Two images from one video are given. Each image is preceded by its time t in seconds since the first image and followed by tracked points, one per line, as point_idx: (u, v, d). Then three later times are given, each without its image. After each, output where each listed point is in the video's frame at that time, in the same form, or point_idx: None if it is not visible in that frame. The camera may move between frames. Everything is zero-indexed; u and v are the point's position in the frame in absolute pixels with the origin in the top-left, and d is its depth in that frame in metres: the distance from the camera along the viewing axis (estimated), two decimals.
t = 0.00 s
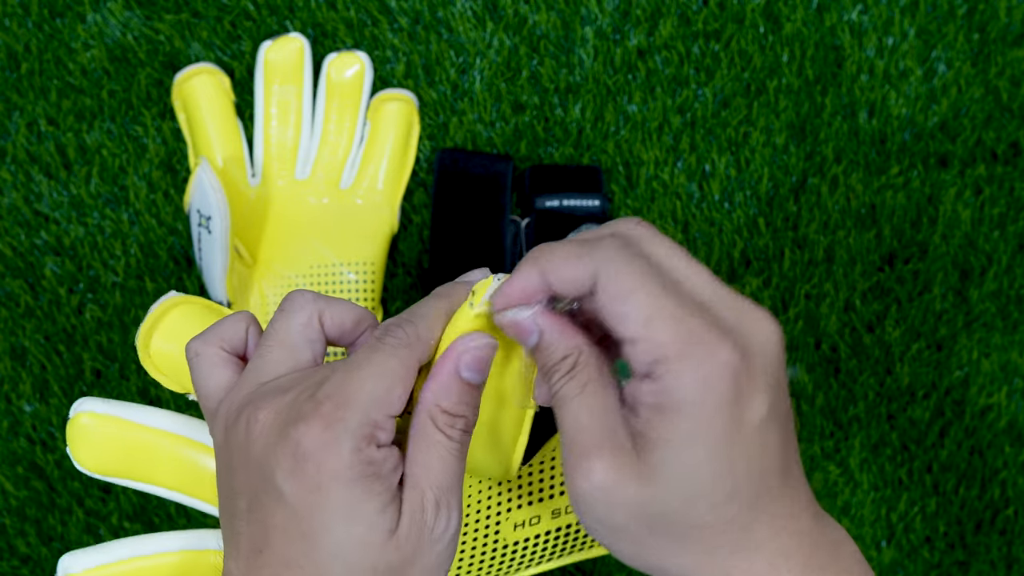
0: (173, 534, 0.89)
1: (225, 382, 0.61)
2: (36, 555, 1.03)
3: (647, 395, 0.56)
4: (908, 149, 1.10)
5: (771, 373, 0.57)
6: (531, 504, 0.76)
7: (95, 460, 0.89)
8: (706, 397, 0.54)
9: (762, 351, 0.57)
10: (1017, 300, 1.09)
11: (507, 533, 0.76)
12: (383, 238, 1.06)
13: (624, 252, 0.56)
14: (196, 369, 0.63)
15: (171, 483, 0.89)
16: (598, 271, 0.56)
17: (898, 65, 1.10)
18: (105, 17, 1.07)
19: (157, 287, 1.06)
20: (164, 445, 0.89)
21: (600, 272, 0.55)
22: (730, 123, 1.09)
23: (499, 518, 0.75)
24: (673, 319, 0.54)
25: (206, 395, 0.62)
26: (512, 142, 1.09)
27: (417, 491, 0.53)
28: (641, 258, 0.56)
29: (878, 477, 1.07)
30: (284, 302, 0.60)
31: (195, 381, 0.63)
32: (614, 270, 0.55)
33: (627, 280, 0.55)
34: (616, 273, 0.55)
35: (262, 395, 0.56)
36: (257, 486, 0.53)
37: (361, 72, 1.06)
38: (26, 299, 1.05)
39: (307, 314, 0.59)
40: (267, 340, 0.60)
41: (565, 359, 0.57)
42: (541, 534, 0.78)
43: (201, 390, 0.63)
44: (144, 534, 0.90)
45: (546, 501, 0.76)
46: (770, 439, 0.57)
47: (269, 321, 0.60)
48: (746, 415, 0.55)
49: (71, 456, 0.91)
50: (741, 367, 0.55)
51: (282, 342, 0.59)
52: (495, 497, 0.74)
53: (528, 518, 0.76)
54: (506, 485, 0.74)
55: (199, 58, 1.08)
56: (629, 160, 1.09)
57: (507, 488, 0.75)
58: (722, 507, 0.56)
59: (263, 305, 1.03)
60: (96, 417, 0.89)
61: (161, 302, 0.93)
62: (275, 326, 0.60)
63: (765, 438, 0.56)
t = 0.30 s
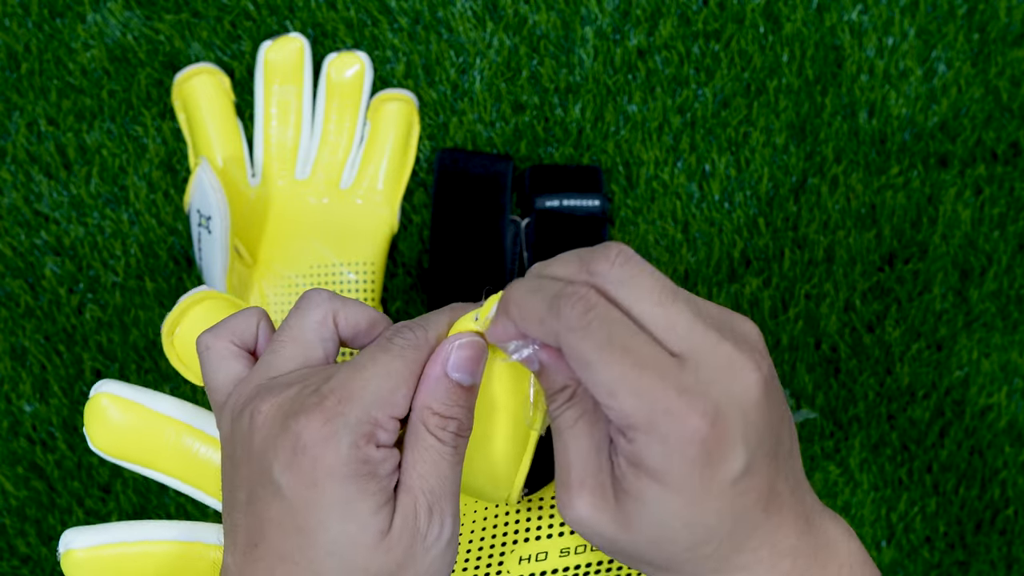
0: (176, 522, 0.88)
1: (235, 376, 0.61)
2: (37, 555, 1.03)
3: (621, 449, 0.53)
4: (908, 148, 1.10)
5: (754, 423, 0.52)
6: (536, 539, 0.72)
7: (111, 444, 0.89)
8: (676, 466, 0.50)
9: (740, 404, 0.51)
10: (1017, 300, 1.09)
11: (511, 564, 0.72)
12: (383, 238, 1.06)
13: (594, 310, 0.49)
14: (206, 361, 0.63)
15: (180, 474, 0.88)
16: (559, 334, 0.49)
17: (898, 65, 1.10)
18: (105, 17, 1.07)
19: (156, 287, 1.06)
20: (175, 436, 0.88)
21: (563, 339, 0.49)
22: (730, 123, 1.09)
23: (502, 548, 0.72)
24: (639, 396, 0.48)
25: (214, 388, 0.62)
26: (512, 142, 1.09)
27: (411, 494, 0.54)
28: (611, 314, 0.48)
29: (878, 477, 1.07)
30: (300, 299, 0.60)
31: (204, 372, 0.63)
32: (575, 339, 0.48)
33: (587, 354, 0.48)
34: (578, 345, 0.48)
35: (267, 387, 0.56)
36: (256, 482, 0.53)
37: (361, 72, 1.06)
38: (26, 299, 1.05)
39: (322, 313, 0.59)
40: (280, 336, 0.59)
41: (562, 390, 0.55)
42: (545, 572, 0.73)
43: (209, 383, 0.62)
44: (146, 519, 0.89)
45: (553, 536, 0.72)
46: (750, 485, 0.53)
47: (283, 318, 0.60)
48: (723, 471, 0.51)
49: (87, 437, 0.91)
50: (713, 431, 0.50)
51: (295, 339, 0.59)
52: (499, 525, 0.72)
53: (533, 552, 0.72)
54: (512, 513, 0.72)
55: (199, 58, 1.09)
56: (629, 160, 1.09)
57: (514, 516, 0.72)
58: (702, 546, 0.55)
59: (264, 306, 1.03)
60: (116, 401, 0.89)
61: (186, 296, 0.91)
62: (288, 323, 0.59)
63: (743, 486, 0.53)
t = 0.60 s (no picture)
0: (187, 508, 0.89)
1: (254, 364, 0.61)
2: (36, 555, 1.03)
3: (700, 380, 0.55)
4: (908, 149, 1.10)
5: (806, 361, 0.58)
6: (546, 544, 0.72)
7: (124, 422, 0.89)
8: (768, 378, 0.54)
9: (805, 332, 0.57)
10: (1017, 300, 1.09)
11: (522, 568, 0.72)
12: (383, 238, 1.06)
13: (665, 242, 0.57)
14: (226, 347, 0.62)
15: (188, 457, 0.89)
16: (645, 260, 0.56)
17: (898, 65, 1.10)
18: (105, 17, 1.07)
19: (157, 287, 1.05)
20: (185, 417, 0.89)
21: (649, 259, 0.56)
22: (730, 123, 1.09)
23: (513, 550, 0.72)
24: (729, 306, 0.54)
25: (233, 374, 0.62)
26: (512, 142, 1.09)
27: (429, 495, 0.53)
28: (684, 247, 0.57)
29: (878, 477, 1.07)
30: (325, 289, 0.60)
31: (223, 357, 0.63)
32: (663, 259, 0.55)
33: (678, 270, 0.55)
34: (668, 265, 0.55)
35: (287, 379, 0.56)
36: (271, 479, 0.53)
37: (361, 72, 1.06)
38: (26, 299, 1.05)
39: (347, 305, 0.59)
40: (303, 326, 0.59)
41: (620, 354, 0.56)
42: None
43: (229, 367, 0.62)
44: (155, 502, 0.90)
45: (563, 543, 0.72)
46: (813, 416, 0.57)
47: (308, 308, 0.60)
48: (795, 396, 0.56)
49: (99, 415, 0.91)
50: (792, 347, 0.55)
51: (318, 330, 0.59)
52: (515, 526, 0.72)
53: (543, 558, 0.72)
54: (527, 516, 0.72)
55: (199, 58, 1.09)
56: (629, 160, 1.09)
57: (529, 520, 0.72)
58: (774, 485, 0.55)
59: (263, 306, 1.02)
60: (131, 380, 0.89)
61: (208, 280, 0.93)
62: (312, 313, 0.59)
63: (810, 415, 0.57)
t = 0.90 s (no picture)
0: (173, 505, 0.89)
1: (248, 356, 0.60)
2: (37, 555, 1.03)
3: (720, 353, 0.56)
4: (908, 148, 1.10)
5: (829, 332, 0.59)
6: (516, 529, 0.83)
7: (87, 415, 0.89)
8: (784, 349, 0.55)
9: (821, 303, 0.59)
10: (1017, 300, 1.09)
11: (488, 556, 0.82)
12: (383, 238, 1.06)
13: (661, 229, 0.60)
14: (216, 339, 0.61)
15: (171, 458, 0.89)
16: (649, 249, 0.58)
17: (898, 65, 1.10)
18: (105, 17, 1.07)
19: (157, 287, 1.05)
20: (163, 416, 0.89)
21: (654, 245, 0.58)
22: (730, 123, 1.09)
23: (485, 538, 0.81)
24: (740, 280, 0.56)
25: (223, 368, 0.60)
26: (512, 142, 1.09)
27: (437, 487, 0.53)
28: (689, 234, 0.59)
29: (877, 477, 1.07)
30: (323, 282, 0.59)
31: (212, 350, 0.61)
32: (668, 247, 0.58)
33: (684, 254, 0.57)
34: (672, 251, 0.57)
35: (288, 373, 0.55)
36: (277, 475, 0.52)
37: (361, 72, 1.06)
38: (26, 299, 1.05)
39: (344, 300, 0.58)
40: (300, 319, 0.58)
41: (611, 345, 0.56)
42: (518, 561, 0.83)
43: (218, 360, 0.61)
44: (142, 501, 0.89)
45: (529, 527, 0.83)
46: (838, 387, 0.57)
47: (306, 301, 0.59)
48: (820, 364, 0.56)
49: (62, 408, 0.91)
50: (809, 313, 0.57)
51: (314, 323, 0.58)
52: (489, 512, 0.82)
53: (511, 541, 0.82)
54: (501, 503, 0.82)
55: (199, 58, 1.09)
56: (629, 160, 1.09)
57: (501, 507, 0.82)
58: (801, 455, 0.55)
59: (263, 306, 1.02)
60: (96, 372, 0.89)
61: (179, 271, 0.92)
62: (308, 306, 0.58)
63: (835, 386, 0.57)
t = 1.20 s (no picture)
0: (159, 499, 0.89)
1: (229, 353, 0.59)
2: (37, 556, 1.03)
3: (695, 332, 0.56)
4: (908, 148, 1.10)
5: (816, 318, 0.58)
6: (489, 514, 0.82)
7: (54, 410, 0.87)
8: (758, 330, 0.54)
9: (806, 289, 0.58)
10: (1017, 300, 1.09)
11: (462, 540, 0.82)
12: (383, 238, 1.06)
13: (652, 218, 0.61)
14: (197, 337, 0.60)
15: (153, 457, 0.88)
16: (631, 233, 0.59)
17: (898, 65, 1.10)
18: (105, 17, 1.07)
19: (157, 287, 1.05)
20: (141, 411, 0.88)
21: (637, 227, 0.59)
22: (730, 123, 1.09)
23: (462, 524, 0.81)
24: (718, 260, 0.56)
25: (203, 365, 0.59)
26: (512, 142, 1.09)
27: (435, 485, 0.54)
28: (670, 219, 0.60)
29: (878, 477, 1.07)
30: (306, 277, 0.57)
31: (194, 348, 0.60)
32: (651, 230, 0.58)
33: (668, 237, 0.57)
34: (656, 233, 0.58)
35: (281, 374, 0.53)
36: (272, 478, 0.51)
37: (361, 72, 1.06)
38: (26, 299, 1.05)
39: (331, 295, 0.57)
40: (282, 316, 0.57)
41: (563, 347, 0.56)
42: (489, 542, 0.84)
43: (201, 359, 0.59)
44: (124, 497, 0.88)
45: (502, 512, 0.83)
46: (823, 375, 0.57)
47: (287, 298, 0.57)
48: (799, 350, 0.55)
49: (30, 404, 0.89)
50: (791, 295, 0.56)
51: (300, 320, 0.56)
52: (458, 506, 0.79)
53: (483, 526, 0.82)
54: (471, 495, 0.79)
55: (199, 58, 1.09)
56: (629, 160, 1.09)
57: (475, 497, 0.79)
58: (778, 443, 0.55)
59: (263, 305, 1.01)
60: (63, 366, 0.87)
61: (150, 266, 0.91)
62: (292, 303, 0.57)
63: (818, 374, 0.56)
